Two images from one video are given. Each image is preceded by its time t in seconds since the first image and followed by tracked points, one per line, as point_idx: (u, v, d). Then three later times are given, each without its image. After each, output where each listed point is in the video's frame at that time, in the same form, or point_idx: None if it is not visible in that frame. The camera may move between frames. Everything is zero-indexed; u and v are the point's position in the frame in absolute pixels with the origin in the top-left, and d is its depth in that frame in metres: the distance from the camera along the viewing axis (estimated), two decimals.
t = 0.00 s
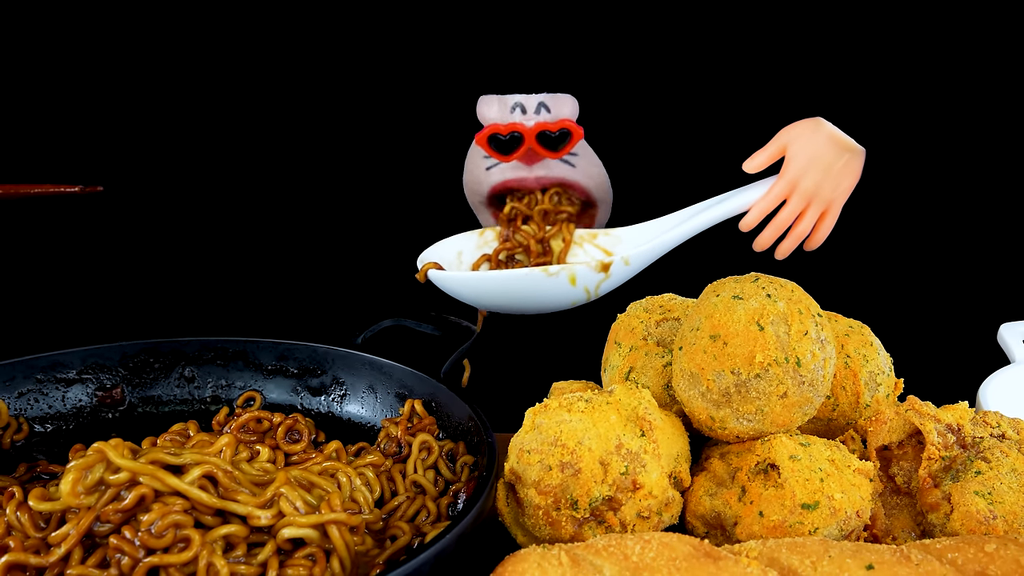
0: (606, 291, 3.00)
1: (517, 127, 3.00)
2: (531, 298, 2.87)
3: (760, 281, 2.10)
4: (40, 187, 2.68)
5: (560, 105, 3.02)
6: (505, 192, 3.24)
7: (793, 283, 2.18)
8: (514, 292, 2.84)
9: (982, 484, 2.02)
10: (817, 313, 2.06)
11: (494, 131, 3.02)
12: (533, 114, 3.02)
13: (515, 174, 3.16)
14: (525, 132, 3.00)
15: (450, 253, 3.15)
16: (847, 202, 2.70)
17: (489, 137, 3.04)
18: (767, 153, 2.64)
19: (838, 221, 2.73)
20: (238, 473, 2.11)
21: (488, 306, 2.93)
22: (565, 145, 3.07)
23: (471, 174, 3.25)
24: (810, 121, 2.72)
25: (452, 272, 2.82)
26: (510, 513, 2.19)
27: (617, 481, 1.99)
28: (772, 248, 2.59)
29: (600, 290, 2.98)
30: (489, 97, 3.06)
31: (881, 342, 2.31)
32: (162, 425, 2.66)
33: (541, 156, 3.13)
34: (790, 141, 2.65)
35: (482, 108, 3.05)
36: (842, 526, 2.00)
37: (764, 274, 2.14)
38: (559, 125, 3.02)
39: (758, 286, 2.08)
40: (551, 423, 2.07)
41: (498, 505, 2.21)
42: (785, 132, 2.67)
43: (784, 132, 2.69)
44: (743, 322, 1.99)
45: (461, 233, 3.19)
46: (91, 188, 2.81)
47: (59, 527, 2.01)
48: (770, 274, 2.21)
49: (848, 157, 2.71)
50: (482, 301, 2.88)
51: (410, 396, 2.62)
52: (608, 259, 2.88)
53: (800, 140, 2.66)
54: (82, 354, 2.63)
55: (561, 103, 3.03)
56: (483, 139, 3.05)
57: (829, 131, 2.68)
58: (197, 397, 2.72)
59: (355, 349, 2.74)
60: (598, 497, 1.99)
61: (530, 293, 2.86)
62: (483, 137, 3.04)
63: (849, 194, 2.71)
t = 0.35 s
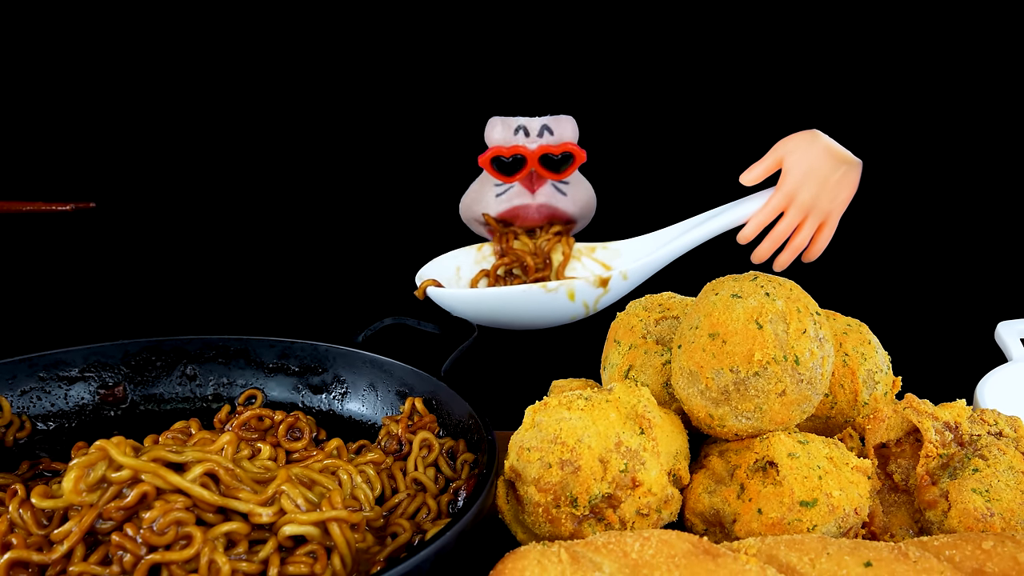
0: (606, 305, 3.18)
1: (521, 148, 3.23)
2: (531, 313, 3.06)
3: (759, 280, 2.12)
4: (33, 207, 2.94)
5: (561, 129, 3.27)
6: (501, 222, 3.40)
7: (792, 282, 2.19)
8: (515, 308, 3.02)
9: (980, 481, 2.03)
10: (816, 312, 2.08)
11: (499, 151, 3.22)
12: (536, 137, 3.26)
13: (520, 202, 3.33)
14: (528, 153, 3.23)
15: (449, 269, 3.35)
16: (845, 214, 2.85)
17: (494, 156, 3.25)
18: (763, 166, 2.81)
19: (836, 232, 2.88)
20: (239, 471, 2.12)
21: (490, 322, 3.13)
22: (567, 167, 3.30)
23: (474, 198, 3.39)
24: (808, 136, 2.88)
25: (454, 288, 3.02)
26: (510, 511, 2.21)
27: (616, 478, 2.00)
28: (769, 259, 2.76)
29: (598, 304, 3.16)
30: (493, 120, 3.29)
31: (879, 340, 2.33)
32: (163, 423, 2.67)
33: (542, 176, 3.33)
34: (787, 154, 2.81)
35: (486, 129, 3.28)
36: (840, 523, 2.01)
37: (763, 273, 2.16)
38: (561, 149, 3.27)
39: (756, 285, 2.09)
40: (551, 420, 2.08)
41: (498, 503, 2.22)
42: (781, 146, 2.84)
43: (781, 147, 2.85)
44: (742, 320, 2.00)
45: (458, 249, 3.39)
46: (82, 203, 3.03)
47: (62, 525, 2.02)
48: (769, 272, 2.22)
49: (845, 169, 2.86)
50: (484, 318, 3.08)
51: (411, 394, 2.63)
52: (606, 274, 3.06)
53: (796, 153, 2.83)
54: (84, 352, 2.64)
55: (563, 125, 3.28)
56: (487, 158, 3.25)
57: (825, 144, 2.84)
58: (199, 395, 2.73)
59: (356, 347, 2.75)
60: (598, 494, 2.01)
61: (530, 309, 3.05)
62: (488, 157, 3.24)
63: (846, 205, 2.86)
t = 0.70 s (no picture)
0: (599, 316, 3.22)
1: (518, 167, 3.38)
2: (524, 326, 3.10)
3: (758, 278, 2.13)
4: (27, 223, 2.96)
5: (559, 145, 3.39)
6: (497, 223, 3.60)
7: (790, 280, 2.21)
8: (508, 321, 3.05)
9: (978, 479, 2.04)
10: (814, 310, 2.09)
11: (495, 169, 3.37)
12: (533, 155, 3.39)
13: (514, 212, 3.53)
14: (525, 170, 3.38)
15: (445, 280, 3.41)
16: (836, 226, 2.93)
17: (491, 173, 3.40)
18: (754, 179, 2.90)
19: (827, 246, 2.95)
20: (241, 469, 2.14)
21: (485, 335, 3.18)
22: (564, 182, 3.46)
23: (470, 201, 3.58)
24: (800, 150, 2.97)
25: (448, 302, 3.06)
26: (510, 508, 2.22)
27: (615, 476, 2.02)
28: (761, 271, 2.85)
29: (593, 316, 3.20)
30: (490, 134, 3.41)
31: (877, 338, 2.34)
32: (165, 420, 2.68)
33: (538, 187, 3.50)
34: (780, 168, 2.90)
35: (483, 142, 3.40)
36: (838, 520, 2.02)
37: (761, 272, 2.17)
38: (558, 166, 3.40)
39: (755, 283, 2.10)
40: (550, 418, 2.10)
41: (498, 500, 2.23)
42: (773, 160, 2.94)
43: (772, 161, 2.96)
44: (741, 319, 2.02)
45: (454, 261, 3.46)
46: (74, 223, 3.07)
47: (64, 522, 2.03)
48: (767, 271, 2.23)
49: (837, 183, 2.95)
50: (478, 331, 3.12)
51: (411, 392, 2.64)
52: (599, 288, 3.09)
53: (788, 167, 2.92)
54: (87, 350, 2.65)
55: (560, 141, 3.39)
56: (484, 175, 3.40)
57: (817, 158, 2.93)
58: (201, 392, 2.74)
59: (357, 345, 2.76)
60: (597, 492, 2.02)
61: (524, 322, 3.09)
62: (485, 172, 3.39)
63: (837, 219, 2.94)
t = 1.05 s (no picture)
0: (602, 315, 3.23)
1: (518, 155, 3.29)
2: (527, 325, 3.11)
3: (756, 277, 2.14)
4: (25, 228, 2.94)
5: (558, 134, 3.32)
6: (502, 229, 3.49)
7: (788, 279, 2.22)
8: (512, 319, 3.07)
9: (975, 476, 2.05)
10: (813, 309, 2.10)
11: (496, 158, 3.30)
12: (533, 144, 3.31)
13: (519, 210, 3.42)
14: (525, 159, 3.29)
15: (447, 279, 3.44)
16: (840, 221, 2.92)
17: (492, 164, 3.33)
18: (757, 176, 2.85)
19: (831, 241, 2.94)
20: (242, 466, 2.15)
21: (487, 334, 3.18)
22: (565, 172, 3.35)
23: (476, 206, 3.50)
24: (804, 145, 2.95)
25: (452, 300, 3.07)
26: (510, 505, 2.24)
27: (614, 473, 2.03)
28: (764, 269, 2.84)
29: (595, 315, 3.22)
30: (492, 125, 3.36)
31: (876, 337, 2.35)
32: (167, 418, 2.70)
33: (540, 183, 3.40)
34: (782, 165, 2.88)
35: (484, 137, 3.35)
36: (836, 518, 2.03)
37: (760, 271, 2.18)
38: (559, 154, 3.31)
39: (754, 282, 2.11)
40: (550, 416, 2.11)
41: (498, 498, 2.25)
42: (776, 155, 2.92)
43: (775, 156, 2.93)
44: (740, 317, 2.03)
45: (456, 260, 3.48)
46: (73, 225, 3.05)
47: (67, 519, 2.04)
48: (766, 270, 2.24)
49: (840, 177, 2.92)
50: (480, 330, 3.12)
51: (412, 390, 2.65)
52: (603, 285, 3.12)
53: (792, 162, 2.90)
54: (89, 348, 2.66)
55: (559, 130, 3.33)
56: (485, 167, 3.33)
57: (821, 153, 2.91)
58: (202, 390, 2.76)
59: (357, 343, 2.77)
60: (597, 489, 2.03)
61: (527, 320, 3.10)
62: (485, 164, 3.32)
63: (841, 214, 2.92)
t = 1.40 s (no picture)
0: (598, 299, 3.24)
1: (518, 146, 3.27)
2: (524, 310, 3.13)
3: (755, 276, 2.15)
4: (24, 225, 2.95)
5: (558, 123, 3.29)
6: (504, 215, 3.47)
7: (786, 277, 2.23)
8: (508, 304, 3.08)
9: (972, 474, 2.06)
10: (811, 307, 2.11)
11: (496, 150, 3.28)
12: (534, 134, 3.29)
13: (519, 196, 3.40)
14: (526, 150, 3.27)
15: (441, 265, 3.46)
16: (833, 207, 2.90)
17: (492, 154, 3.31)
18: (751, 161, 2.84)
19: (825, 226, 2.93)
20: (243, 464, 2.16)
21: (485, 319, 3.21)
22: (565, 161, 3.33)
23: (477, 194, 3.47)
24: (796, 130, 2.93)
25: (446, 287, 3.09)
26: (510, 503, 2.25)
27: (614, 471, 2.04)
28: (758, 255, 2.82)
29: (592, 300, 3.22)
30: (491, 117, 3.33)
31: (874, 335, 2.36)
32: (169, 416, 2.71)
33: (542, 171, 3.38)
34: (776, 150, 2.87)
35: (484, 127, 3.32)
36: (835, 515, 2.04)
37: (759, 270, 2.19)
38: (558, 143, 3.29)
39: (752, 280, 2.12)
40: (550, 414, 2.12)
41: (498, 495, 2.26)
42: (770, 141, 2.90)
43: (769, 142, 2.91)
44: (738, 315, 2.04)
45: (449, 245, 3.49)
46: (69, 224, 3.05)
47: (69, 516, 2.05)
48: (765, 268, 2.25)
49: (834, 162, 2.92)
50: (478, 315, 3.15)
51: (412, 388, 2.66)
52: (598, 272, 3.12)
53: (785, 148, 2.88)
54: (92, 347, 2.68)
55: (559, 119, 3.30)
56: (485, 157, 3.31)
57: (814, 138, 2.89)
58: (204, 388, 2.77)
59: (358, 341, 2.79)
60: (596, 487, 2.04)
61: (524, 305, 3.11)
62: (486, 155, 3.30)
63: (834, 199, 2.91)
